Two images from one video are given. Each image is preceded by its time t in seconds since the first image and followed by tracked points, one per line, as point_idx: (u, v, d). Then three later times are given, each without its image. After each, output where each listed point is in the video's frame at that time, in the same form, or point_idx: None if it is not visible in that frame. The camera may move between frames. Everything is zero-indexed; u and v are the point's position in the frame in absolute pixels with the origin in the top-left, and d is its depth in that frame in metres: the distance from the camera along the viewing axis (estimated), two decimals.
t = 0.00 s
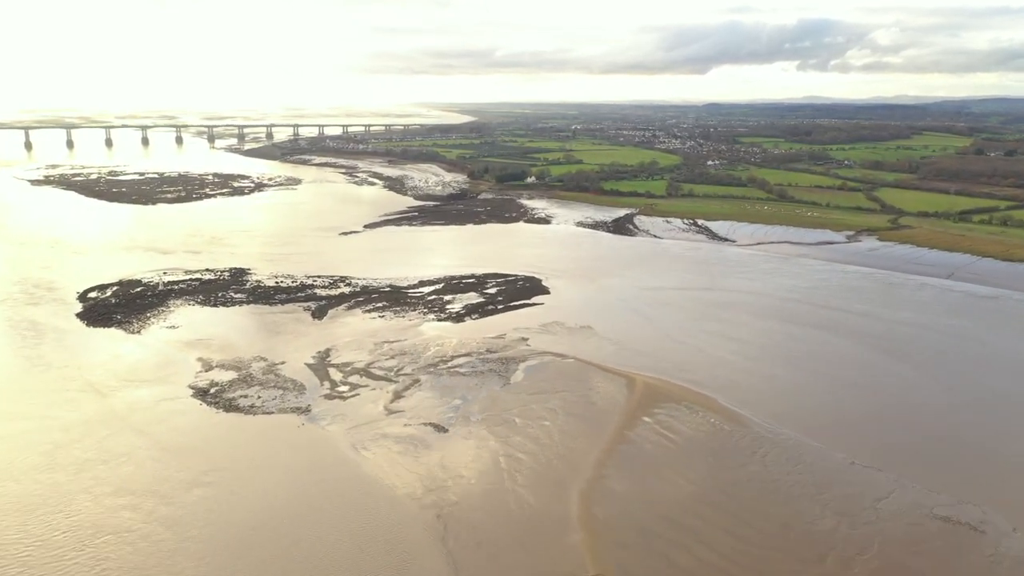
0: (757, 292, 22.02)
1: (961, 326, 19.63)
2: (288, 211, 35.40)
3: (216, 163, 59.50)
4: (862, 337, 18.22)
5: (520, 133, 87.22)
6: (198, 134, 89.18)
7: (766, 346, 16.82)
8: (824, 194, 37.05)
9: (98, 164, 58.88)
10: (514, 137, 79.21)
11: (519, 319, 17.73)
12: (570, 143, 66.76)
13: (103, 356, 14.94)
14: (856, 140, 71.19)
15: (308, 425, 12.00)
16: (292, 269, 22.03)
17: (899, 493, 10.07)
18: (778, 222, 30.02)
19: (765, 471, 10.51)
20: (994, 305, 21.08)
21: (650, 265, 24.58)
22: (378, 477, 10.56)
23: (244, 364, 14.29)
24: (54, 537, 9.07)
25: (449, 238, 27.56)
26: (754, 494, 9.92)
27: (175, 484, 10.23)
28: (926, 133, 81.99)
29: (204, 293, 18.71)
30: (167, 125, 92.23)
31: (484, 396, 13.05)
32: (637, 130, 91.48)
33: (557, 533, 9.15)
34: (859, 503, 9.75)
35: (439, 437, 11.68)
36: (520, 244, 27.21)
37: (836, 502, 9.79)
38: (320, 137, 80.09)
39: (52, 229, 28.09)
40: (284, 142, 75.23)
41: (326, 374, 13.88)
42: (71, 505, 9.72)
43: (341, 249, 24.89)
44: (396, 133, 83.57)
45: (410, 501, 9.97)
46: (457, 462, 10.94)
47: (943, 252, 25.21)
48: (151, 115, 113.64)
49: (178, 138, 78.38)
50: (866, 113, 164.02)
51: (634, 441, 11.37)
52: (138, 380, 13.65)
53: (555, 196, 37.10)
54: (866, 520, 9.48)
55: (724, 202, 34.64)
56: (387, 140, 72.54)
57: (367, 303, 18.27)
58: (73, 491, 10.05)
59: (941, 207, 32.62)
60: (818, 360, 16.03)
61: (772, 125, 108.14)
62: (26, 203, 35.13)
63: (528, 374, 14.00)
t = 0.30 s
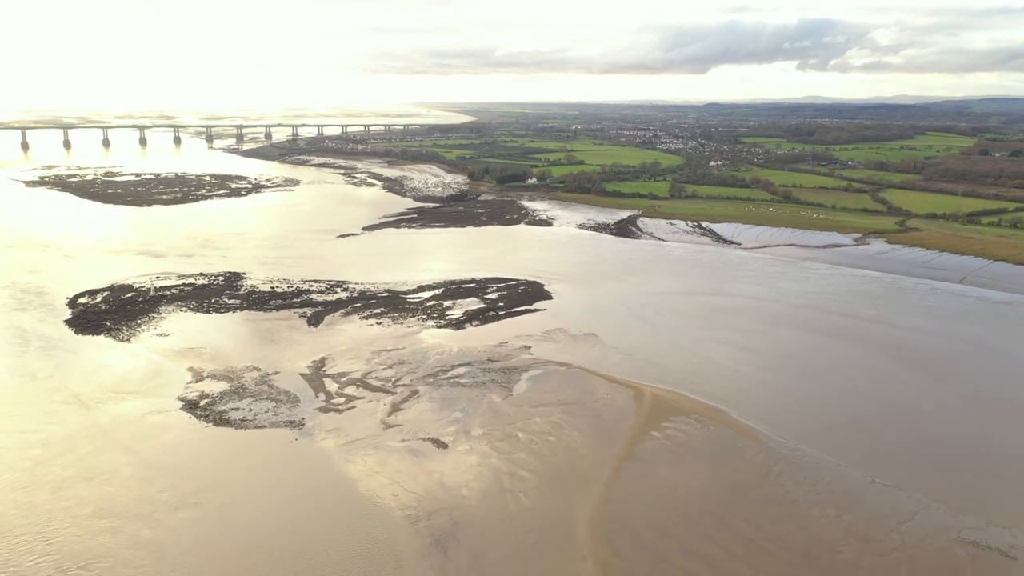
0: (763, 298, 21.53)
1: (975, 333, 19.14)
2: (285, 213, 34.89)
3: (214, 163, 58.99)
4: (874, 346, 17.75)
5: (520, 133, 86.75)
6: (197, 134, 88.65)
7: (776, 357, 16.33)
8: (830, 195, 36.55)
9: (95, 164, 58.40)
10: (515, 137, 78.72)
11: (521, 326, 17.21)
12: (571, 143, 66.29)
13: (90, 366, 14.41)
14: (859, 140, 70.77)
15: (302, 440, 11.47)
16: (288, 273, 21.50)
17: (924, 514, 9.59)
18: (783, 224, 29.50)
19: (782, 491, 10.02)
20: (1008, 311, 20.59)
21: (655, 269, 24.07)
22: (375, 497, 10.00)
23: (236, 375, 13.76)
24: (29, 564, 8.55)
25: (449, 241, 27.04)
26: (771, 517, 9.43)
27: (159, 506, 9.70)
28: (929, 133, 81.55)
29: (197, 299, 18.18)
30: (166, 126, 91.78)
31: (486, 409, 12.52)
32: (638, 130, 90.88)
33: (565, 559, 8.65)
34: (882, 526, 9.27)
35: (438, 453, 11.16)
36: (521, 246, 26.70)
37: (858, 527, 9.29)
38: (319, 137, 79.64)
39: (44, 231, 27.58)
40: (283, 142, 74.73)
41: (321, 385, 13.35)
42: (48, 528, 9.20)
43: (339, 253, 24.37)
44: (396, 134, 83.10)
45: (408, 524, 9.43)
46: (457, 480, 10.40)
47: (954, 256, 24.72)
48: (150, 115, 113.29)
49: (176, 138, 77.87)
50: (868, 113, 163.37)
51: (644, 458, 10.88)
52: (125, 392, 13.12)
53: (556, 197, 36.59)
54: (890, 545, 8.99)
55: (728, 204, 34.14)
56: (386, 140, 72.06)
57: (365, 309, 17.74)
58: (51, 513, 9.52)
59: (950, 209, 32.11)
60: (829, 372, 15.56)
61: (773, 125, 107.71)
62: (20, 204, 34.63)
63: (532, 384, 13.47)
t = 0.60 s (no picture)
0: (771, 302, 21.04)
1: (989, 339, 18.64)
2: (283, 215, 34.36)
3: (212, 164, 58.45)
4: (886, 354, 17.26)
5: (520, 133, 86.27)
6: (195, 134, 88.17)
7: (787, 365, 15.84)
8: (835, 196, 36.07)
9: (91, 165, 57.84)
10: (515, 137, 78.20)
11: (524, 333, 16.71)
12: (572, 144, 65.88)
13: (76, 375, 13.90)
14: (861, 140, 70.30)
15: (296, 456, 10.94)
16: (284, 277, 20.99)
17: (950, 536, 9.11)
18: (789, 226, 29.00)
19: (799, 510, 9.55)
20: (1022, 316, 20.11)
21: (659, 273, 23.57)
22: (372, 518, 9.50)
23: (228, 386, 13.24)
24: None
25: (449, 243, 26.54)
26: (789, 539, 8.93)
27: (143, 529, 9.18)
28: (931, 133, 81.13)
29: (190, 304, 17.66)
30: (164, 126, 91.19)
31: (488, 422, 12.00)
32: (639, 130, 90.47)
33: None
34: (907, 550, 8.78)
35: (438, 470, 10.64)
36: (522, 249, 26.19)
37: (881, 550, 8.81)
38: (318, 137, 79.12)
39: (36, 232, 27.06)
40: (282, 142, 74.19)
41: (317, 396, 12.83)
42: (25, 554, 8.69)
43: (336, 255, 23.86)
44: (395, 134, 82.60)
45: (405, 547, 8.92)
46: (458, 500, 9.87)
47: (964, 259, 24.24)
48: (149, 115, 112.90)
49: (174, 138, 77.31)
50: (870, 113, 162.74)
51: (654, 474, 10.37)
52: (112, 403, 12.61)
53: (557, 199, 36.13)
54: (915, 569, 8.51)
55: (732, 205, 33.63)
56: (386, 140, 71.53)
57: (363, 316, 17.24)
58: (30, 535, 9.02)
59: (957, 211, 31.62)
60: (842, 381, 15.07)
61: (774, 125, 107.25)
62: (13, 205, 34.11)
63: (535, 395, 12.95)
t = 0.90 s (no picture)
0: (780, 307, 20.58)
1: (1004, 347, 18.19)
2: (280, 217, 33.85)
3: (210, 164, 57.93)
4: (902, 363, 16.82)
5: (521, 134, 85.81)
6: (194, 134, 87.61)
7: (799, 375, 15.40)
8: (840, 197, 35.63)
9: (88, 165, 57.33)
10: (516, 137, 77.73)
11: (526, 340, 16.24)
12: (573, 144, 65.44)
13: (63, 384, 13.42)
14: (864, 141, 69.88)
15: (290, 472, 10.47)
16: (281, 280, 20.52)
17: (980, 563, 8.66)
18: (795, 228, 28.56)
19: (819, 534, 9.09)
20: None
21: (664, 276, 23.12)
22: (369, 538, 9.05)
23: (221, 396, 12.76)
24: None
25: (449, 246, 26.07)
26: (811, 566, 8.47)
27: (128, 552, 8.71)
28: (934, 134, 80.68)
29: (183, 310, 17.18)
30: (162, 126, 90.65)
31: (490, 435, 11.52)
32: (641, 131, 90.04)
33: None
34: None
35: (439, 486, 10.18)
36: (524, 252, 25.73)
37: None
38: (317, 137, 78.59)
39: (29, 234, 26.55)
40: (281, 142, 73.65)
41: (312, 408, 12.34)
42: None
43: (334, 258, 23.39)
44: (395, 134, 82.13)
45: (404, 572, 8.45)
46: (459, 519, 9.40)
47: (974, 262, 23.80)
48: (147, 115, 112.39)
49: (172, 139, 76.83)
50: (872, 113, 162.15)
51: (667, 492, 9.91)
52: (99, 415, 12.13)
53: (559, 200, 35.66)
54: None
55: (736, 206, 33.18)
56: (385, 141, 71.04)
57: (361, 321, 16.77)
58: (8, 559, 8.56)
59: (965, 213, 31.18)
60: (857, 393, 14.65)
61: (775, 125, 106.83)
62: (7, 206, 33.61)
63: (539, 407, 12.48)
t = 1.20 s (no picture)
0: (788, 312, 20.14)
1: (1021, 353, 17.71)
2: (279, 218, 33.39)
3: (208, 165, 57.38)
4: (915, 370, 16.37)
5: (522, 134, 85.30)
6: (193, 134, 87.02)
7: (811, 384, 14.96)
8: (846, 198, 35.16)
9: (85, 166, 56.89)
10: (517, 137, 77.28)
11: (531, 347, 15.75)
12: (575, 144, 64.93)
13: (51, 394, 12.92)
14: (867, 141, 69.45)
15: (285, 490, 9.97)
16: (279, 284, 20.03)
17: None
18: (802, 230, 28.07)
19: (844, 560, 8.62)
20: None
21: (670, 280, 22.63)
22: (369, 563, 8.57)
23: (214, 407, 12.28)
24: None
25: (451, 248, 25.59)
26: None
27: None
28: (938, 134, 80.21)
29: (177, 316, 16.70)
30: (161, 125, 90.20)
31: (495, 450, 11.02)
32: (642, 131, 89.61)
33: None
34: None
35: (442, 505, 9.69)
36: (526, 254, 25.25)
37: None
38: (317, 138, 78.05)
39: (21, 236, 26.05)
40: (280, 143, 73.10)
41: (309, 421, 11.84)
42: None
43: (333, 261, 22.90)
44: (396, 134, 81.63)
45: None
46: (464, 541, 8.92)
47: (987, 266, 23.34)
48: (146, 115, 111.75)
49: (171, 139, 76.37)
50: (874, 113, 161.48)
51: (681, 513, 9.45)
52: (87, 428, 11.64)
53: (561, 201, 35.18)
54: None
55: (742, 208, 32.70)
56: (385, 141, 70.59)
57: (360, 328, 16.28)
58: None
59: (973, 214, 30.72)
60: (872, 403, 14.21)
61: (777, 125, 106.39)
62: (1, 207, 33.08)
63: (546, 419, 11.98)
